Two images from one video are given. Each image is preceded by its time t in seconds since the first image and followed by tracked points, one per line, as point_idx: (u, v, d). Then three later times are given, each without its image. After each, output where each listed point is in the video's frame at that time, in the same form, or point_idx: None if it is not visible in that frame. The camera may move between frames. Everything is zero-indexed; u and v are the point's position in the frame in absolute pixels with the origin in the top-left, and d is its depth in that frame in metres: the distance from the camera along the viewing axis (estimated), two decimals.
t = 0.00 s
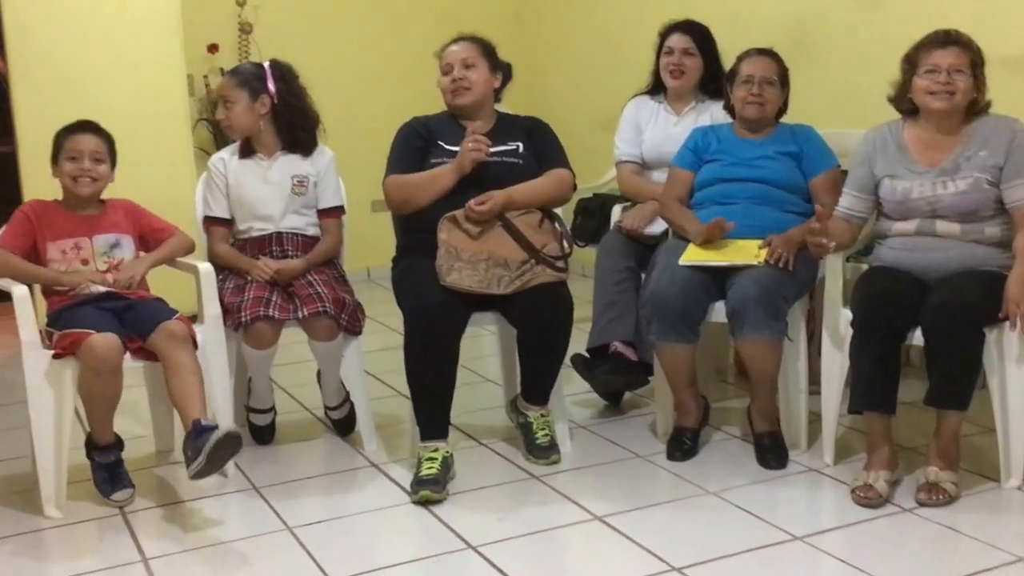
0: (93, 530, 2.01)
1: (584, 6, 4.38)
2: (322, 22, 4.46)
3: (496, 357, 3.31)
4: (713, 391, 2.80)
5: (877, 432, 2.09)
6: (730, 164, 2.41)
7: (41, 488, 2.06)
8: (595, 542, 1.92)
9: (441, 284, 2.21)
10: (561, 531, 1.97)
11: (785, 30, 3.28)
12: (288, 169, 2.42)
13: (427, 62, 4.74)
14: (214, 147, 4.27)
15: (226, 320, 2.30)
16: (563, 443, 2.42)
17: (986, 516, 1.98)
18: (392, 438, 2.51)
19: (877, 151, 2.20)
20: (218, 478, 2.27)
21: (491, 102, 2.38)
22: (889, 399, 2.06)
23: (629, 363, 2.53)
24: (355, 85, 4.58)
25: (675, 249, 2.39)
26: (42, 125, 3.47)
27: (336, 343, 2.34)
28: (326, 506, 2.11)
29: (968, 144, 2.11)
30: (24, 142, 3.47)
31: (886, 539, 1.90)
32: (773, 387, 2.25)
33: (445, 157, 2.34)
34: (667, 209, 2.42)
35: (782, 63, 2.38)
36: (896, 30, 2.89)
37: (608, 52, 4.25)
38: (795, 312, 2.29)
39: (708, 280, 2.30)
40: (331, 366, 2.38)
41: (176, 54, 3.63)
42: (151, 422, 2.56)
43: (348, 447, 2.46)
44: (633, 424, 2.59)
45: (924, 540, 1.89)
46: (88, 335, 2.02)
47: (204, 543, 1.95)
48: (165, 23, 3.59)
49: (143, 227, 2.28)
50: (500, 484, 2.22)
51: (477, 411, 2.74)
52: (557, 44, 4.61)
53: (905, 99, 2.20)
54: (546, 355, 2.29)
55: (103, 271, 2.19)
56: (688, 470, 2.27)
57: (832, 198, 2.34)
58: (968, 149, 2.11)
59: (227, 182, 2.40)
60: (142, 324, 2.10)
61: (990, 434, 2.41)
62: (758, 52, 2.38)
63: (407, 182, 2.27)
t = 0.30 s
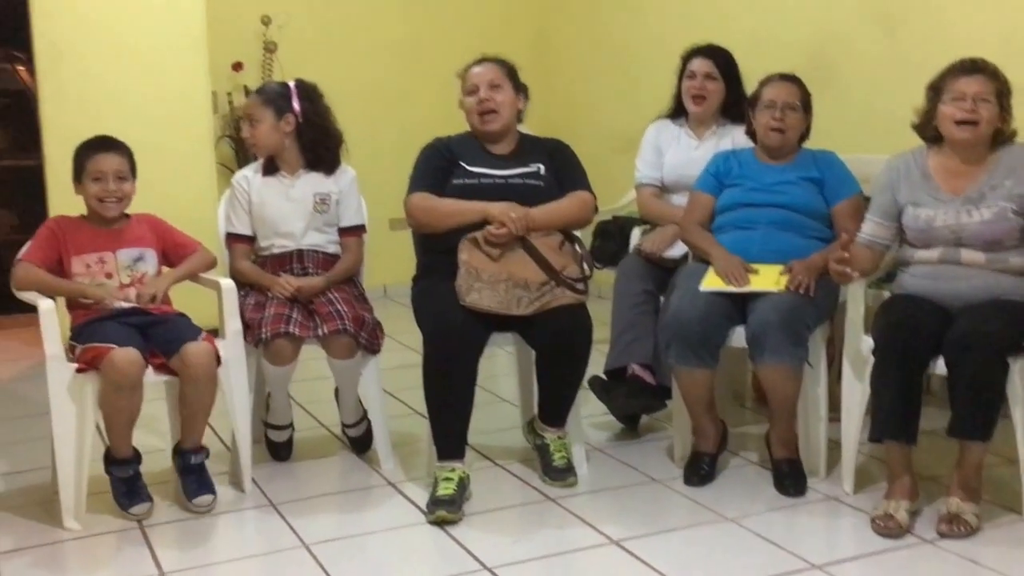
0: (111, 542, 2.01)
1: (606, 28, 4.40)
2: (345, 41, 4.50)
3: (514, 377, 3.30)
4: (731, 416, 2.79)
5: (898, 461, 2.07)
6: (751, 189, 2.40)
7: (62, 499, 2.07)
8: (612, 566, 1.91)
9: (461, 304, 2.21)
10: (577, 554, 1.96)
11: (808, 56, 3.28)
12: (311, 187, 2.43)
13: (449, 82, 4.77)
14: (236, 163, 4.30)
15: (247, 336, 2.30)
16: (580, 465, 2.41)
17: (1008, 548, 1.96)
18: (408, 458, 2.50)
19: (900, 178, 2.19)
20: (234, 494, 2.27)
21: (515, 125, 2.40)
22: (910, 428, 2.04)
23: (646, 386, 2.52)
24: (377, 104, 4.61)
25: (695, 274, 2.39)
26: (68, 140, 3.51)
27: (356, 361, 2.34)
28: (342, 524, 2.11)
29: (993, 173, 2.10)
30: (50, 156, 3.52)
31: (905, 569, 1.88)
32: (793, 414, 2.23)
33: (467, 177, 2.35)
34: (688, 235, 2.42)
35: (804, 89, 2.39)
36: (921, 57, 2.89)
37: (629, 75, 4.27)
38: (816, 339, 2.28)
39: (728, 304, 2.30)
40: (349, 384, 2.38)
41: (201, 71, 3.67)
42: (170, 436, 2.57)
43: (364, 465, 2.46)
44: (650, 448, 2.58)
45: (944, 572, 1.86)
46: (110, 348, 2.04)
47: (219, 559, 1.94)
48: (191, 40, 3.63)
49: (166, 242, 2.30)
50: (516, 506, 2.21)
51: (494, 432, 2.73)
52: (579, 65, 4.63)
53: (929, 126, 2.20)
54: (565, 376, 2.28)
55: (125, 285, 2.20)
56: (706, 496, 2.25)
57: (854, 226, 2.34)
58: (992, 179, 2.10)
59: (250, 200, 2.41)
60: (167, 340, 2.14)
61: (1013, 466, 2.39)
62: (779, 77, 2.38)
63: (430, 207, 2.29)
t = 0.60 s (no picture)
0: (129, 554, 2.01)
1: (627, 51, 4.42)
2: (367, 61, 4.53)
3: (530, 397, 3.30)
4: (750, 442, 2.77)
5: (921, 491, 2.05)
6: (773, 214, 2.40)
7: (83, 511, 2.07)
8: None
9: (481, 323, 2.21)
10: None
11: (832, 82, 3.28)
12: (334, 205, 2.44)
13: (469, 103, 4.79)
14: (257, 181, 4.33)
15: (267, 352, 2.31)
16: (597, 488, 2.40)
17: None
18: (425, 476, 2.50)
19: (925, 206, 2.18)
20: (251, 510, 2.27)
21: (540, 148, 2.41)
22: (933, 457, 2.02)
23: (664, 410, 2.51)
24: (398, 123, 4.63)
25: (716, 297, 2.38)
26: (94, 154, 3.55)
27: (374, 379, 2.35)
28: (358, 542, 2.10)
29: (1019, 202, 2.09)
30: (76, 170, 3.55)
31: None
32: (813, 440, 2.21)
33: (488, 198, 2.36)
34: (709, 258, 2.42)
35: (826, 114, 2.38)
36: (946, 85, 2.89)
37: (650, 98, 4.27)
38: (837, 365, 2.27)
39: (748, 329, 2.29)
40: (367, 402, 2.38)
41: (225, 89, 3.70)
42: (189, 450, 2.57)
43: (380, 483, 2.45)
44: (667, 471, 2.56)
45: None
46: (134, 363, 2.05)
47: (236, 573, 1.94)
48: (216, 58, 3.67)
49: (190, 258, 2.31)
50: (533, 528, 2.20)
51: (510, 452, 2.72)
52: (600, 87, 4.64)
53: (955, 152, 2.19)
54: (585, 397, 2.28)
55: (150, 299, 2.21)
56: (724, 522, 2.23)
57: (876, 252, 2.33)
58: (1019, 207, 2.09)
59: (273, 218, 2.42)
60: (189, 355, 2.16)
61: None
62: (801, 102, 2.39)
63: (450, 227, 2.30)
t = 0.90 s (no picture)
0: (149, 565, 2.01)
1: (648, 72, 4.43)
2: (388, 78, 4.55)
3: (548, 416, 3.29)
4: (769, 464, 2.76)
5: (944, 517, 2.02)
6: (796, 235, 2.39)
7: (103, 522, 2.08)
8: None
9: (501, 340, 2.21)
10: None
11: (855, 104, 3.28)
12: (355, 221, 2.45)
13: (490, 121, 4.81)
14: (279, 196, 4.36)
15: (287, 366, 2.31)
16: (614, 507, 2.38)
17: None
18: (443, 493, 2.49)
19: (950, 228, 2.17)
20: (269, 523, 2.27)
21: (565, 169, 2.42)
22: (957, 482, 2.00)
23: (682, 430, 2.49)
24: (418, 140, 4.65)
25: (736, 318, 2.37)
26: (118, 168, 3.58)
27: (393, 395, 2.35)
28: (374, 557, 2.09)
29: None
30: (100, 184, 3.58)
31: None
32: (834, 463, 2.19)
33: (509, 215, 2.36)
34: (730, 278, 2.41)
35: (849, 135, 2.38)
36: (970, 108, 2.88)
37: (671, 118, 4.28)
38: (859, 388, 2.26)
39: (769, 350, 2.28)
40: (385, 417, 2.38)
41: (248, 105, 3.72)
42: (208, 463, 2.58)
43: (398, 498, 2.45)
44: (685, 492, 2.55)
45: None
46: (157, 374, 2.07)
47: None
48: (240, 74, 3.70)
49: (213, 271, 2.32)
50: (550, 546, 2.19)
51: (527, 470, 2.72)
52: (621, 107, 4.65)
53: (980, 176, 2.18)
54: (604, 416, 2.27)
55: (173, 312, 2.22)
56: (743, 544, 2.22)
57: (899, 274, 2.32)
58: None
59: (294, 234, 2.43)
60: (211, 368, 2.16)
61: None
62: (824, 123, 2.38)
63: (472, 244, 2.30)
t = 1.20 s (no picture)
0: None
1: (666, 87, 4.44)
2: (407, 91, 4.58)
3: (564, 431, 3.28)
4: (786, 481, 2.75)
5: (962, 536, 2.01)
6: (814, 252, 2.39)
7: (120, 532, 2.09)
8: None
9: (518, 354, 2.22)
10: None
11: (874, 121, 3.27)
12: (374, 234, 2.46)
13: (508, 135, 4.82)
14: (297, 209, 4.39)
15: (305, 378, 2.32)
16: (630, 524, 2.38)
17: None
18: (458, 507, 2.49)
19: (970, 247, 2.16)
20: (285, 535, 2.27)
21: (582, 185, 2.43)
22: (976, 502, 1.99)
23: (699, 447, 2.46)
24: (436, 154, 4.67)
25: (754, 334, 2.37)
26: (139, 179, 3.60)
27: (410, 408, 2.35)
28: (388, 570, 2.09)
29: None
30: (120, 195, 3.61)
31: None
32: (851, 481, 2.17)
33: (528, 230, 2.37)
34: (749, 294, 2.40)
35: (870, 153, 2.37)
36: (991, 126, 2.87)
37: (689, 134, 4.28)
38: (877, 406, 2.25)
39: (786, 367, 2.27)
40: (402, 430, 2.39)
41: (267, 117, 3.75)
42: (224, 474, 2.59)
43: (413, 512, 2.45)
44: (701, 508, 2.54)
45: None
46: (174, 386, 2.08)
47: None
48: (260, 87, 3.73)
49: (232, 283, 2.34)
50: (566, 562, 2.18)
51: (543, 484, 2.71)
52: (639, 122, 4.66)
53: (1001, 195, 2.17)
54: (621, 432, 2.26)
55: (191, 323, 2.24)
56: (759, 561, 2.21)
57: (918, 292, 2.31)
58: None
59: (312, 247, 2.44)
60: (229, 380, 2.18)
61: None
62: (844, 140, 2.38)
63: (490, 258, 2.31)
